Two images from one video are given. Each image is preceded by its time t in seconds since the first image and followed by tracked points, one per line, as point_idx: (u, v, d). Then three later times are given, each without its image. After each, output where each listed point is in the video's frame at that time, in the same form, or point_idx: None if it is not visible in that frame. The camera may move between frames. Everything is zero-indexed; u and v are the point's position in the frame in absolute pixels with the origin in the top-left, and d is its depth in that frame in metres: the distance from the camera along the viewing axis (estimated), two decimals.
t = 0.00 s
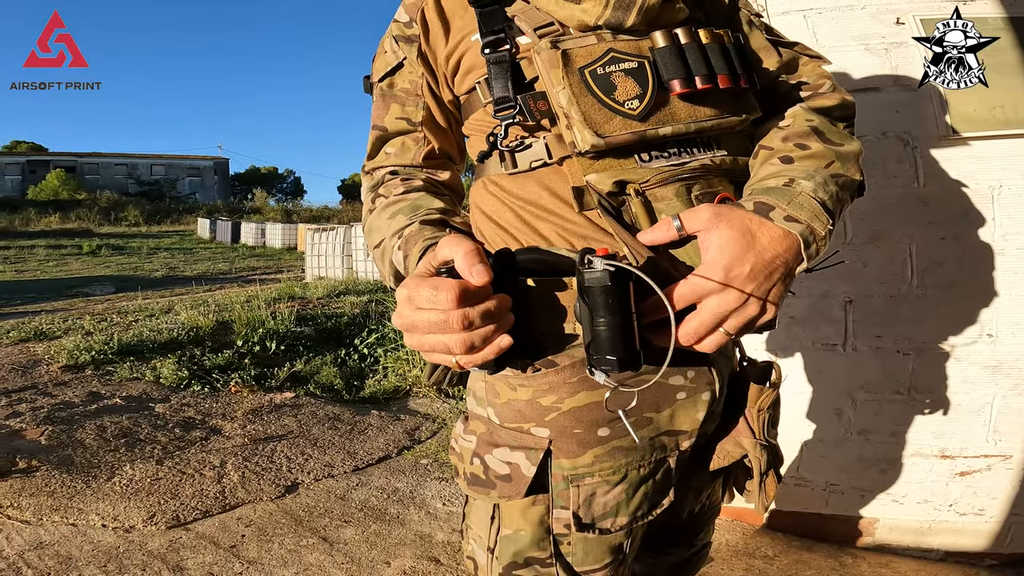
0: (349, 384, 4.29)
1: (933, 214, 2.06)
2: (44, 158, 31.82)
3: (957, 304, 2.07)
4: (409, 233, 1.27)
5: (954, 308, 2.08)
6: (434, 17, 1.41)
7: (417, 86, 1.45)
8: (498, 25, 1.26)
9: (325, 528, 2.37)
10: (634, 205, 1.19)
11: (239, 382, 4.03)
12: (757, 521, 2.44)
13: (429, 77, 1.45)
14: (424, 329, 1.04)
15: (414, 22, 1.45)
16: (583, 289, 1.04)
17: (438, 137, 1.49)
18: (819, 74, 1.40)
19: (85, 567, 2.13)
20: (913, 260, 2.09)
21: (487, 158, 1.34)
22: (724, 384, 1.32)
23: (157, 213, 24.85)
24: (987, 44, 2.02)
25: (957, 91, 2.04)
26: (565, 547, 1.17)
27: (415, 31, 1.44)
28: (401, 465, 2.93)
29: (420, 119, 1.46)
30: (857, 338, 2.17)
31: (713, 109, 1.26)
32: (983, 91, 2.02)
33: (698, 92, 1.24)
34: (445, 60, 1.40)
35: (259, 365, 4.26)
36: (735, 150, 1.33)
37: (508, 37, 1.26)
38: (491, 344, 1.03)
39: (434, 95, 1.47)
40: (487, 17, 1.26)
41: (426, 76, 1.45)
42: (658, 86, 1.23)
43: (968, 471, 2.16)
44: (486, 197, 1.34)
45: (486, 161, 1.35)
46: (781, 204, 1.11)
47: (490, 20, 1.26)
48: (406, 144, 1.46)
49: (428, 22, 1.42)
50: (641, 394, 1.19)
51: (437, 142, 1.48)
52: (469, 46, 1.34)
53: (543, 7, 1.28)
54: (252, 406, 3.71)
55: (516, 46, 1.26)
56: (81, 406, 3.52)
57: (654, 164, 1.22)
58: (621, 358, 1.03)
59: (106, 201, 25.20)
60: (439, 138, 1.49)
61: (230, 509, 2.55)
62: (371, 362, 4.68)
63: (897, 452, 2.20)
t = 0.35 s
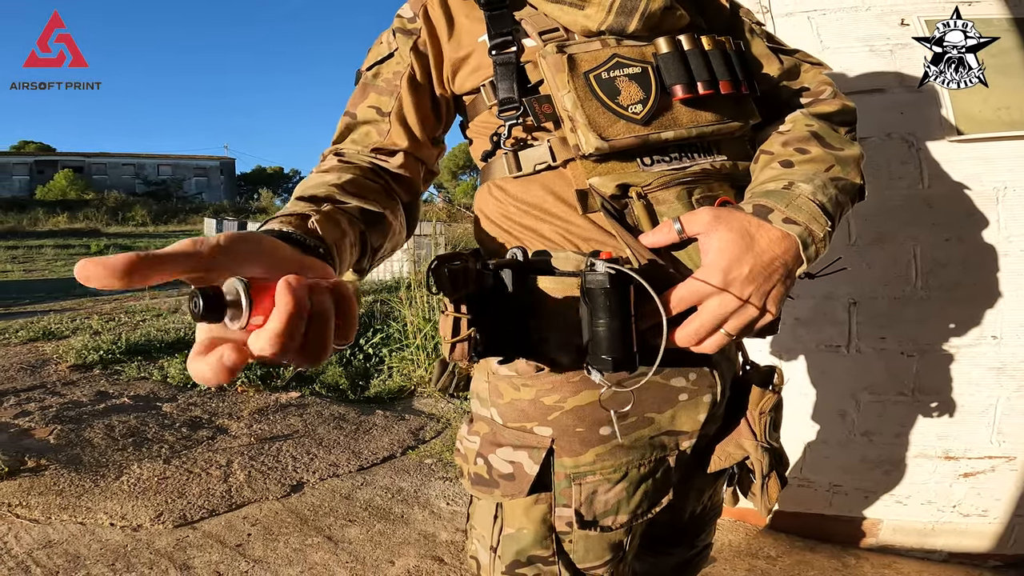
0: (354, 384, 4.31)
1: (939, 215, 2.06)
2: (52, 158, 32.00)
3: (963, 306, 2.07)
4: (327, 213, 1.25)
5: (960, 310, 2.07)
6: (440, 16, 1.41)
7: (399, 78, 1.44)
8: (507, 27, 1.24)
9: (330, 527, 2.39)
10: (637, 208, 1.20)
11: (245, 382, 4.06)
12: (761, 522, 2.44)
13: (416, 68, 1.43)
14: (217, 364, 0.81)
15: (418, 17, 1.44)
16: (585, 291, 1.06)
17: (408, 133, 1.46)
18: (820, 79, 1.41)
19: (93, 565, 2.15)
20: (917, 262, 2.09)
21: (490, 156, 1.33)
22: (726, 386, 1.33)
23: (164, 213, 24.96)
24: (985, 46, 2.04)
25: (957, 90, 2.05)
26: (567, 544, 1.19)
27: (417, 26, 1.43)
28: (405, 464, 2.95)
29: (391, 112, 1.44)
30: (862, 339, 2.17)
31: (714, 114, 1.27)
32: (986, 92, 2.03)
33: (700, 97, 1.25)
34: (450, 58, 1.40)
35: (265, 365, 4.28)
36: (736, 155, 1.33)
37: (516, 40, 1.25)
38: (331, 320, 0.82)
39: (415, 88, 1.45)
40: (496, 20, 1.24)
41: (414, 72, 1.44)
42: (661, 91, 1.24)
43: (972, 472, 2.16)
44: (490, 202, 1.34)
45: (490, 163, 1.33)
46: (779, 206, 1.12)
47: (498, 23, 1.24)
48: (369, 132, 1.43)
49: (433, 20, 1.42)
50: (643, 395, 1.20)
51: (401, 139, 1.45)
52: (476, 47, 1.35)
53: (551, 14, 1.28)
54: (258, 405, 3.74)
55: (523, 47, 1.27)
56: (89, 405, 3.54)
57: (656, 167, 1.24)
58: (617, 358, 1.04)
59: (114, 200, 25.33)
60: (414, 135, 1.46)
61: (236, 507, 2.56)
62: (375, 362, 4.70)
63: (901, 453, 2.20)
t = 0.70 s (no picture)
0: (359, 384, 4.33)
1: (944, 216, 2.06)
2: (60, 158, 32.18)
3: (968, 307, 2.06)
4: (340, 230, 1.19)
5: (963, 311, 2.07)
6: (450, 23, 1.41)
7: (414, 81, 1.40)
8: (513, 32, 1.25)
9: (335, 526, 2.40)
10: (641, 215, 1.23)
11: (251, 382, 4.08)
12: (766, 523, 2.45)
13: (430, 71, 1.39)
14: (423, 386, 0.82)
15: (425, 19, 1.42)
16: (590, 294, 1.14)
17: (426, 137, 1.40)
18: (812, 86, 1.42)
19: (101, 564, 2.17)
20: (923, 262, 2.08)
21: (496, 163, 1.33)
22: (726, 386, 1.35)
23: (171, 213, 25.08)
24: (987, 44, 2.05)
25: (958, 90, 2.06)
26: (574, 540, 1.20)
27: (425, 28, 1.42)
28: (410, 463, 2.96)
29: (409, 114, 1.38)
30: (868, 340, 2.17)
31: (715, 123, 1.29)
32: (989, 93, 2.04)
33: (702, 107, 1.27)
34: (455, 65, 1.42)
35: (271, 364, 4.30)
36: (732, 160, 1.35)
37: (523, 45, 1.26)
38: (485, 327, 0.89)
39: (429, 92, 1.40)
40: (502, 24, 1.25)
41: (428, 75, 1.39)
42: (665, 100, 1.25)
43: (977, 473, 2.15)
44: (492, 205, 1.34)
45: (495, 168, 1.34)
46: (779, 214, 1.13)
47: (505, 27, 1.25)
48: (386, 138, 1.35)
49: (443, 24, 1.42)
50: (646, 395, 1.21)
51: (420, 143, 1.38)
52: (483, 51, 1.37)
53: (557, 20, 1.27)
54: (264, 404, 3.76)
55: (529, 53, 1.27)
56: (97, 404, 3.57)
57: (659, 175, 1.26)
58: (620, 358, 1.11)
59: (121, 200, 25.46)
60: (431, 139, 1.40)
61: (242, 506, 2.58)
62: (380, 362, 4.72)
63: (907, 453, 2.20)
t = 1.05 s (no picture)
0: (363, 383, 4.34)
1: (949, 217, 2.05)
2: (66, 158, 32.33)
3: (974, 308, 2.05)
4: (325, 241, 1.13)
5: (970, 312, 2.06)
6: (453, 22, 1.41)
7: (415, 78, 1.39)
8: (520, 31, 1.25)
9: (339, 525, 2.41)
10: (648, 215, 1.23)
11: (256, 381, 4.09)
12: (769, 522, 2.43)
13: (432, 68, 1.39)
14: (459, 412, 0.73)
15: (428, 15, 1.42)
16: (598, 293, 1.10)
17: (426, 133, 1.38)
18: (813, 87, 1.43)
19: (106, 562, 2.18)
20: (930, 262, 2.07)
21: (501, 164, 1.32)
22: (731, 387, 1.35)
23: (177, 213, 25.19)
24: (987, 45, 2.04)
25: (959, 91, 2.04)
26: (580, 541, 1.19)
27: (427, 24, 1.41)
28: (414, 463, 2.96)
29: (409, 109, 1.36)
30: (873, 341, 2.16)
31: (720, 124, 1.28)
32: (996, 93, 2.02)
33: (709, 107, 1.27)
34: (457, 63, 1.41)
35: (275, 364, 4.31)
36: (736, 160, 1.35)
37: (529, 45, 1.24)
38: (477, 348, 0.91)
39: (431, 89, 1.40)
40: (509, 22, 1.24)
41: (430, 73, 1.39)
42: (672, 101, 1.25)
43: (982, 474, 2.15)
44: (496, 206, 1.34)
45: (501, 169, 1.33)
46: (787, 214, 1.13)
47: (511, 26, 1.24)
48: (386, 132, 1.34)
49: (445, 23, 1.42)
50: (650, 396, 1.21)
51: (419, 140, 1.36)
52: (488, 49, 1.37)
53: (562, 19, 1.28)
54: (269, 403, 3.77)
55: (535, 52, 1.26)
56: (103, 403, 3.58)
57: (665, 176, 1.26)
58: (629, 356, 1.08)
59: (127, 200, 25.57)
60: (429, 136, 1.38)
61: (247, 505, 2.59)
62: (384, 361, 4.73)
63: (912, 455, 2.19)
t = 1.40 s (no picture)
0: (367, 382, 4.34)
1: (956, 216, 2.04)
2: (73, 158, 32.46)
3: (983, 307, 2.04)
4: (303, 227, 1.27)
5: (979, 311, 2.05)
6: (449, 18, 1.41)
7: (400, 79, 1.43)
8: (522, 29, 1.26)
9: (342, 524, 2.41)
10: (661, 212, 1.23)
11: (261, 380, 4.10)
12: (774, 522, 2.41)
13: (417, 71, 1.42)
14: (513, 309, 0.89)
15: (424, 15, 1.43)
16: (614, 293, 1.07)
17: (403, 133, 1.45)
18: (824, 83, 1.42)
19: (110, 560, 2.19)
20: (936, 261, 2.06)
21: (507, 161, 1.33)
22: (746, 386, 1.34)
23: (182, 212, 25.27)
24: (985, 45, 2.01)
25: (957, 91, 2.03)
26: (590, 544, 1.19)
27: (422, 25, 1.43)
28: (417, 462, 2.96)
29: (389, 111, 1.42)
30: (880, 341, 2.14)
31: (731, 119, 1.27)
32: (1007, 91, 1.99)
33: (719, 101, 1.26)
34: (461, 60, 1.40)
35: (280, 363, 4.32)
36: (749, 157, 1.34)
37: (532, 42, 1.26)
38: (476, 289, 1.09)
39: (414, 91, 1.44)
40: (511, 21, 1.26)
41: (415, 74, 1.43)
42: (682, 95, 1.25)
43: (989, 475, 2.14)
44: (506, 203, 1.34)
45: (506, 164, 1.33)
46: (805, 209, 1.12)
47: (514, 24, 1.26)
48: (367, 130, 1.42)
49: (439, 21, 1.42)
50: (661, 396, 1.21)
51: (396, 139, 1.44)
52: (490, 48, 1.36)
53: (566, 17, 1.27)
54: (274, 402, 3.77)
55: (539, 50, 1.27)
56: (108, 402, 3.59)
57: (676, 172, 1.25)
58: (649, 359, 1.05)
59: (133, 200, 25.66)
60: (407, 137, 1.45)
61: (250, 504, 2.59)
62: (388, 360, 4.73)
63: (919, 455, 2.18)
